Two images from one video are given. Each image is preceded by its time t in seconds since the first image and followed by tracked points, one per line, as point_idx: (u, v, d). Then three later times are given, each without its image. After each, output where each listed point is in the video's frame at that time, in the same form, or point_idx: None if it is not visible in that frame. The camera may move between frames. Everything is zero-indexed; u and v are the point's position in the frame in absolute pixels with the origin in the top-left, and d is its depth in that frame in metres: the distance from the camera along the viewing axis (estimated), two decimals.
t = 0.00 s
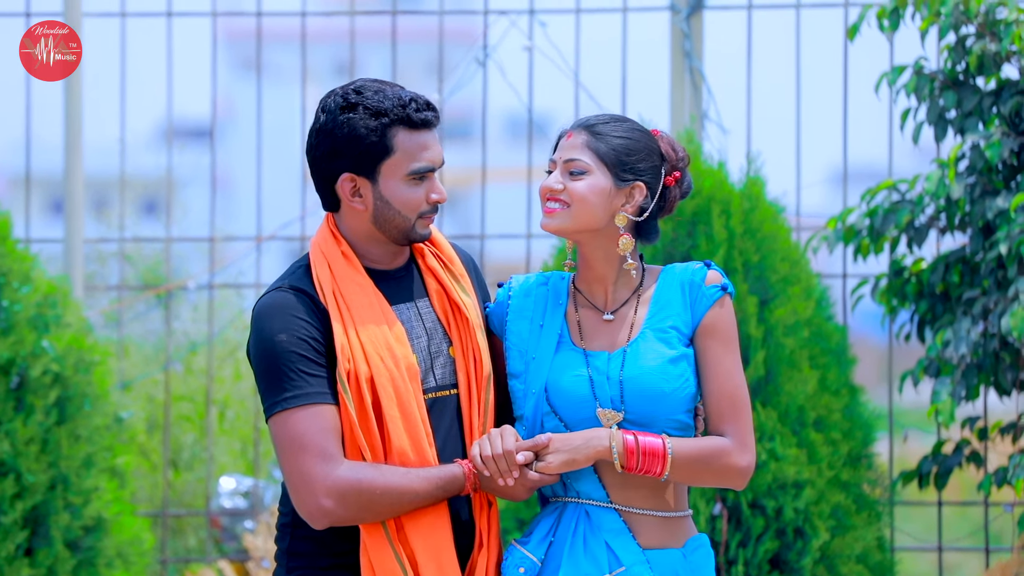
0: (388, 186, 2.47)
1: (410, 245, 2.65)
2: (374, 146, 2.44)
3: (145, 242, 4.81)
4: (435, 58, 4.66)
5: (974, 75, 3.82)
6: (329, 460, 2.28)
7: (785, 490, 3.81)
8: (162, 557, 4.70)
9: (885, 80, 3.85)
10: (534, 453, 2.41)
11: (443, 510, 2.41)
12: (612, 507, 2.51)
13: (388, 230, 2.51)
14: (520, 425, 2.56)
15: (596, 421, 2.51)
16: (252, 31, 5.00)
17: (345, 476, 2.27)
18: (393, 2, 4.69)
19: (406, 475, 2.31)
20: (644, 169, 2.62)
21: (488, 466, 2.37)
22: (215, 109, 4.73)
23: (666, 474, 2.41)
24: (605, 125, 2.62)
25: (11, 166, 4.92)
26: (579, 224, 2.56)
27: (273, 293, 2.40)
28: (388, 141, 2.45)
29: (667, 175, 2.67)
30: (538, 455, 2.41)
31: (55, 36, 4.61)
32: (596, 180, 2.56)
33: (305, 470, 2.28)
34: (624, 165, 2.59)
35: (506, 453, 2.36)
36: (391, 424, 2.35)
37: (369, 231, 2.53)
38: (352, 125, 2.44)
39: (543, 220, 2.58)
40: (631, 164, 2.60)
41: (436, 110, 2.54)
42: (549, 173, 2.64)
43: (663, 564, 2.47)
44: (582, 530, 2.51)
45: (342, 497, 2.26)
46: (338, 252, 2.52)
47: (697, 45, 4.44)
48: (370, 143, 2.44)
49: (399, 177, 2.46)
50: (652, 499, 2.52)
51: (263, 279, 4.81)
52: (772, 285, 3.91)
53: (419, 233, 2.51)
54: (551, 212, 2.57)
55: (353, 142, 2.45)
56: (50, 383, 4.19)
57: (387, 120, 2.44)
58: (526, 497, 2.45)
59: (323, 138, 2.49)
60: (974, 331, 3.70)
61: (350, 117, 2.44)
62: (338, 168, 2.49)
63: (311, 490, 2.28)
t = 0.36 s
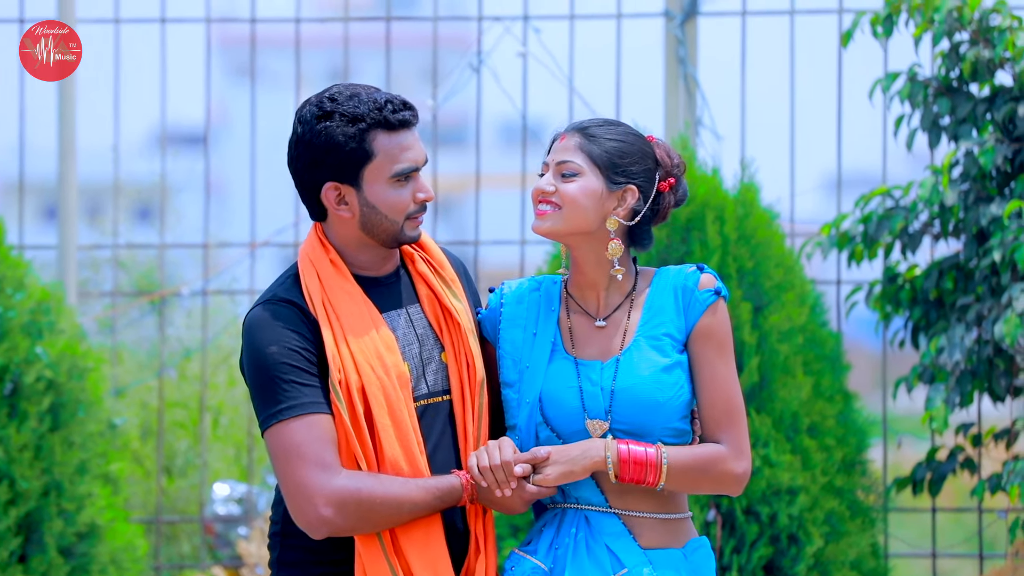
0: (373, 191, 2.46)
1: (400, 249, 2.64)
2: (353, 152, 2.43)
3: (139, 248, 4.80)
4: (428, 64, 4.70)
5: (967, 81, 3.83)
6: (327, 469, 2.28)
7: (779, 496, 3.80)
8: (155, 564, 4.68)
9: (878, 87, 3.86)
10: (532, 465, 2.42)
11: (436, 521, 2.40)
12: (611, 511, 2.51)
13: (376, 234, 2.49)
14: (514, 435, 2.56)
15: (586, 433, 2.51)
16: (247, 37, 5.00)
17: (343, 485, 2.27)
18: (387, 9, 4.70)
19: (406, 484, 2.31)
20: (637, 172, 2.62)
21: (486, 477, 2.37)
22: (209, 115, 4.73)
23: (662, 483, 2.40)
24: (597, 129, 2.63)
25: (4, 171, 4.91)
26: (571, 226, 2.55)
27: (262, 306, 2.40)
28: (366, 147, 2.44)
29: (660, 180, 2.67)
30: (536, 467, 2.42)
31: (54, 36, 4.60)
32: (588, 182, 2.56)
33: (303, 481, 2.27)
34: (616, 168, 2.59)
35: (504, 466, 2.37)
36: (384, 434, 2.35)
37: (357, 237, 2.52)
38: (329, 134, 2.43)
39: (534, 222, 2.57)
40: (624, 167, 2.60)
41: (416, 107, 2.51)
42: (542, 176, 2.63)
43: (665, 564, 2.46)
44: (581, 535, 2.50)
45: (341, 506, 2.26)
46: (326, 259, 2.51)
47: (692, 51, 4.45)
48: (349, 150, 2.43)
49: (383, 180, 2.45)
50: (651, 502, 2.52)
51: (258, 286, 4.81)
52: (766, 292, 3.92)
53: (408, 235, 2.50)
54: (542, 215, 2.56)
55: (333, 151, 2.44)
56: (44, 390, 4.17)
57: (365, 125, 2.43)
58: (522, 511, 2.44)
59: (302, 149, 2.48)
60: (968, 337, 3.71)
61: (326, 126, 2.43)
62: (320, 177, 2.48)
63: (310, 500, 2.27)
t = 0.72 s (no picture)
0: (367, 187, 2.45)
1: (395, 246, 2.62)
2: (346, 148, 2.43)
3: (134, 253, 4.79)
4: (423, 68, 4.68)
5: (961, 86, 3.83)
6: (320, 472, 2.27)
7: (774, 500, 3.80)
8: (149, 568, 4.67)
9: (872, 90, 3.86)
10: (534, 472, 2.38)
11: (429, 526, 2.39)
12: (598, 509, 2.51)
13: (371, 231, 2.48)
14: (506, 433, 2.54)
15: (573, 439, 2.52)
16: (241, 41, 4.99)
17: (336, 488, 2.27)
18: (381, 12, 4.69)
19: (400, 489, 2.30)
20: (636, 175, 2.60)
21: (486, 483, 2.33)
22: (203, 120, 4.72)
23: (665, 491, 2.41)
24: (596, 129, 2.60)
25: None
26: (567, 228, 2.55)
27: (254, 304, 2.40)
28: (359, 142, 2.43)
29: (659, 181, 2.65)
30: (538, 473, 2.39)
31: (54, 36, 4.55)
32: (584, 184, 2.55)
33: (295, 483, 2.27)
34: (614, 171, 2.57)
35: (508, 473, 2.33)
36: (376, 434, 2.34)
37: (352, 234, 2.51)
38: (322, 130, 2.42)
39: (530, 224, 2.57)
40: (622, 170, 2.57)
41: (409, 103, 2.51)
42: (540, 176, 2.62)
43: (655, 557, 2.46)
44: (569, 535, 2.50)
45: (333, 509, 2.26)
46: (321, 257, 2.50)
47: (686, 56, 4.45)
48: (342, 146, 2.43)
49: (377, 175, 2.45)
50: (640, 499, 2.51)
51: (251, 289, 4.79)
52: (761, 296, 3.92)
53: (403, 231, 2.49)
54: (539, 215, 2.56)
55: (325, 146, 2.43)
56: (38, 395, 4.16)
57: (358, 120, 2.42)
58: (522, 515, 2.42)
59: (294, 146, 2.48)
60: (962, 342, 3.72)
61: (319, 121, 2.42)
62: (314, 173, 2.48)
63: (302, 503, 2.27)
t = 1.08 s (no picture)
0: (366, 188, 2.44)
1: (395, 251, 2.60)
2: (345, 148, 2.42)
3: (127, 257, 4.79)
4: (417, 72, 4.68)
5: (954, 90, 3.83)
6: (320, 482, 2.27)
7: (767, 504, 3.81)
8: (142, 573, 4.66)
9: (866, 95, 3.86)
10: (535, 455, 2.37)
11: (423, 531, 2.38)
12: (585, 516, 2.51)
13: (370, 235, 2.47)
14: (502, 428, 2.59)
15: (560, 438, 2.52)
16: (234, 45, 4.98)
17: (338, 497, 2.27)
18: (374, 16, 4.69)
19: (402, 488, 2.29)
20: (639, 181, 2.57)
21: (490, 470, 2.32)
22: (196, 124, 4.71)
23: (663, 491, 2.40)
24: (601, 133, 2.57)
25: None
26: (568, 233, 2.53)
27: (252, 312, 2.39)
28: (359, 143, 2.42)
29: (664, 187, 2.62)
30: (540, 458, 2.38)
31: (54, 36, 4.52)
32: (586, 190, 2.53)
33: (297, 494, 2.28)
34: (617, 176, 2.54)
35: (509, 458, 2.33)
36: (373, 444, 2.33)
37: (352, 240, 2.50)
38: (322, 130, 2.41)
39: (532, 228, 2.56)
40: (625, 176, 2.55)
41: (410, 106, 2.50)
42: (543, 179, 2.60)
43: (643, 565, 2.45)
44: (557, 542, 2.50)
45: (336, 518, 2.26)
46: (320, 265, 2.49)
47: (679, 60, 4.45)
48: (342, 146, 2.42)
49: (377, 178, 2.44)
50: (629, 505, 2.50)
51: (244, 293, 4.78)
52: (753, 300, 3.92)
53: (402, 237, 2.47)
54: (540, 219, 2.54)
55: (325, 146, 2.42)
56: (30, 398, 4.16)
57: (358, 121, 2.42)
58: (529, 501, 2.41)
59: (294, 148, 2.47)
60: (955, 346, 3.72)
61: (319, 122, 2.41)
62: (312, 176, 2.47)
63: (305, 514, 2.27)
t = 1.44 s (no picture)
0: (373, 199, 2.44)
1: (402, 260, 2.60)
2: (351, 158, 2.41)
3: (121, 260, 4.79)
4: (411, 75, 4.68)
5: (948, 93, 3.84)
6: (318, 486, 2.27)
7: (762, 507, 3.80)
8: None
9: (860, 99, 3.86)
10: (537, 459, 2.36)
11: (420, 536, 2.37)
12: (584, 528, 2.50)
13: (377, 245, 2.47)
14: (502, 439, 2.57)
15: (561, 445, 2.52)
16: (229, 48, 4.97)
17: (335, 500, 2.26)
18: (369, 19, 4.68)
19: (402, 491, 2.28)
20: (643, 190, 2.56)
21: (490, 473, 2.32)
22: (191, 127, 4.70)
23: (667, 502, 2.39)
24: (607, 141, 2.56)
25: None
26: (573, 241, 2.52)
27: (251, 318, 2.39)
28: (365, 152, 2.41)
29: (671, 197, 2.61)
30: (541, 460, 2.37)
31: (54, 35, 4.49)
32: (592, 199, 2.52)
33: (296, 498, 2.27)
34: (623, 185, 2.53)
35: (509, 461, 2.32)
36: (369, 452, 2.32)
37: (358, 249, 2.50)
38: (327, 141, 2.41)
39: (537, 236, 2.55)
40: (630, 184, 2.54)
41: (415, 112, 2.50)
42: (549, 187, 2.60)
43: None
44: (554, 553, 2.49)
45: (334, 523, 2.25)
46: (322, 273, 2.49)
47: (673, 63, 4.45)
48: (347, 156, 2.41)
49: (384, 188, 2.43)
50: (629, 517, 2.49)
51: (239, 296, 4.77)
52: (748, 303, 3.92)
53: (409, 246, 2.46)
54: (545, 227, 2.54)
55: (330, 157, 2.42)
56: (25, 401, 4.14)
57: (363, 131, 2.41)
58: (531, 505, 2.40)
59: (299, 158, 2.47)
60: (950, 348, 3.72)
61: (324, 133, 2.41)
62: (318, 186, 2.47)
63: (303, 520, 2.27)
